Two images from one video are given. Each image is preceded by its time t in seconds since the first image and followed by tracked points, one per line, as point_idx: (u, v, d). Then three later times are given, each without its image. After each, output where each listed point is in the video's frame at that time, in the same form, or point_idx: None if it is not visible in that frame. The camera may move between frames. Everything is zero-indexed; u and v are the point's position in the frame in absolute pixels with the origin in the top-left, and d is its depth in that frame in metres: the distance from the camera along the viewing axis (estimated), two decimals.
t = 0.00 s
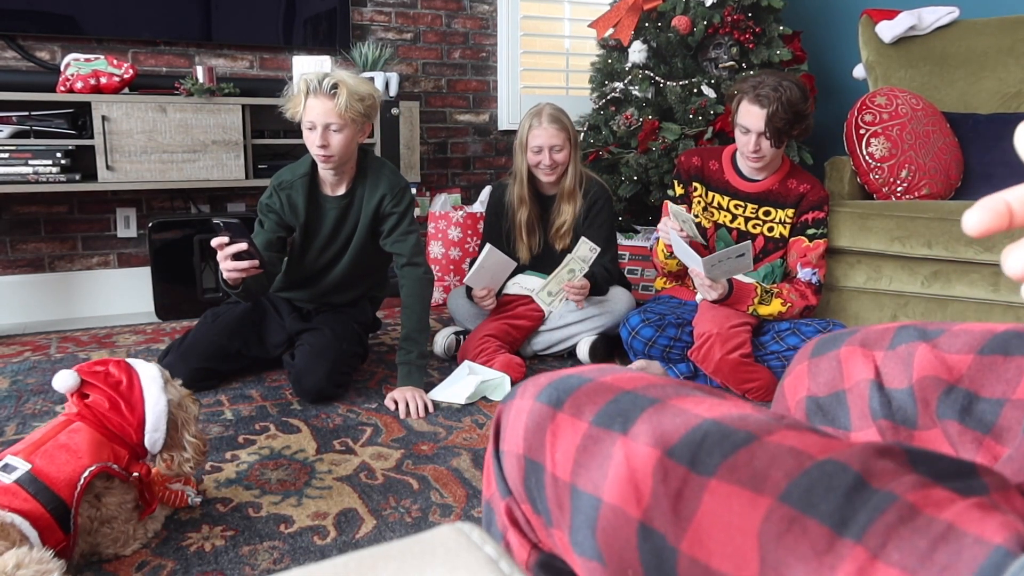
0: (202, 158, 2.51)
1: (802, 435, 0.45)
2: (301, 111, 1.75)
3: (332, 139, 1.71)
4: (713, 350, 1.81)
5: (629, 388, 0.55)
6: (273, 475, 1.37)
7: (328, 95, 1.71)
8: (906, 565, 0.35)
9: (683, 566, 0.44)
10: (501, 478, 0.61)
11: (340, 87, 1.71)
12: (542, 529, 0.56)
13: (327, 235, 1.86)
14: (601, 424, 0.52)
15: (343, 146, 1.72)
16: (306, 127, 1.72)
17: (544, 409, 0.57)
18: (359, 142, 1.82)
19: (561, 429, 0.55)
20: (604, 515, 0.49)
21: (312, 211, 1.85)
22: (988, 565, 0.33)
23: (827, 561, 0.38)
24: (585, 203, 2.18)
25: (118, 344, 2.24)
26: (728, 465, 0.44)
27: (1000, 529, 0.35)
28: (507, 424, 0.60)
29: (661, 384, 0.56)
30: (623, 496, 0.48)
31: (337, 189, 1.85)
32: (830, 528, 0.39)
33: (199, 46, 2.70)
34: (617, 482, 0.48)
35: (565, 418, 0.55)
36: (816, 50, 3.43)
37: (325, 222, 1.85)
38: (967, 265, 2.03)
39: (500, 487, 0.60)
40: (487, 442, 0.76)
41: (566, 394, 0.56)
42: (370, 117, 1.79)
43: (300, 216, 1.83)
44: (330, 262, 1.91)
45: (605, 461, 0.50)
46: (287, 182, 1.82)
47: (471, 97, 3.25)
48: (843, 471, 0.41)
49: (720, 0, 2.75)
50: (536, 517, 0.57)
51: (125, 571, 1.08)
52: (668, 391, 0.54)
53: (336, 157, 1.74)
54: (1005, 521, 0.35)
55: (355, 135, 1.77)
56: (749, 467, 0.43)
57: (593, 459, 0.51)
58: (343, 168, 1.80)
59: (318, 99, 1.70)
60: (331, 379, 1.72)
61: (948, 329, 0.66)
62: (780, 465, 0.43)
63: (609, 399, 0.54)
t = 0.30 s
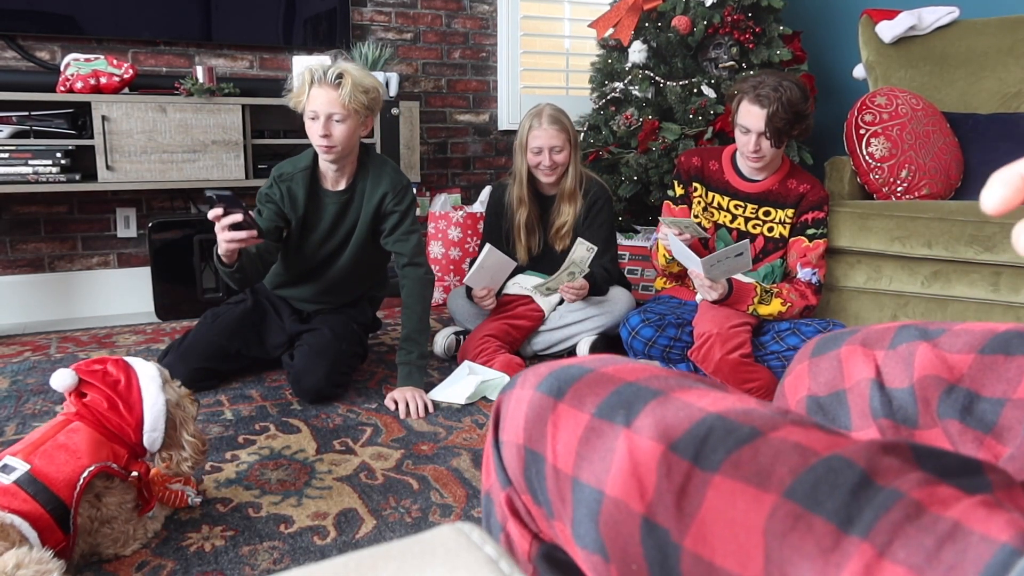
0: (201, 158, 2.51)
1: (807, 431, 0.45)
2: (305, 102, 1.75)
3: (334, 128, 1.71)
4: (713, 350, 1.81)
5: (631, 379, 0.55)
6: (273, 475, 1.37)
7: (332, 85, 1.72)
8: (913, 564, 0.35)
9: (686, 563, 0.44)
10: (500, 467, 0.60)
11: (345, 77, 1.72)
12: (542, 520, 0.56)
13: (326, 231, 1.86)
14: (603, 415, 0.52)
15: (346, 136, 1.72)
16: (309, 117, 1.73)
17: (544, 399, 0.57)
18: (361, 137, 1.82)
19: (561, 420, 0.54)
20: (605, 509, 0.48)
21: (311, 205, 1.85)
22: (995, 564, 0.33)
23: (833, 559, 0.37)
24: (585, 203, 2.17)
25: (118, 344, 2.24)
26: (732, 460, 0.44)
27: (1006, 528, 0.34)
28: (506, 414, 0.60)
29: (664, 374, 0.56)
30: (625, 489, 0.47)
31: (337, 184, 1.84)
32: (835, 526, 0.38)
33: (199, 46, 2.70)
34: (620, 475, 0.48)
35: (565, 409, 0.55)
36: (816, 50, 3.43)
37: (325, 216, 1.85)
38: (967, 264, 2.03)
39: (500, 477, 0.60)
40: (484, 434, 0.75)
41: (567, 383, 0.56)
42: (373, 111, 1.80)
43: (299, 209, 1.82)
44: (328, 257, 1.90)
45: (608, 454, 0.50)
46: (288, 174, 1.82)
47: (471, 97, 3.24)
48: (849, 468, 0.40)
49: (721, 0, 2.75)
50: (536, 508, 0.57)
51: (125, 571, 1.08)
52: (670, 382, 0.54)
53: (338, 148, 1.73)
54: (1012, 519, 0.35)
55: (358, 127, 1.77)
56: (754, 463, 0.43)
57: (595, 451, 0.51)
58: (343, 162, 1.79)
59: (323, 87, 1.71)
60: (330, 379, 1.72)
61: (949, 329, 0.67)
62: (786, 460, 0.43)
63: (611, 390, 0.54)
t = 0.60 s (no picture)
0: (201, 158, 2.51)
1: (796, 442, 0.45)
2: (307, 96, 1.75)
3: (335, 123, 1.71)
4: (713, 350, 1.81)
5: (624, 400, 0.54)
6: (273, 475, 1.37)
7: (335, 79, 1.72)
8: (898, 569, 0.35)
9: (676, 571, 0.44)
10: (496, 490, 0.60)
11: (347, 71, 1.73)
12: (537, 541, 0.56)
13: (325, 229, 1.86)
14: (596, 435, 0.51)
15: (347, 130, 1.72)
16: (311, 111, 1.72)
17: (539, 422, 0.56)
18: (362, 132, 1.82)
19: (556, 441, 0.54)
20: (598, 525, 0.48)
21: (311, 201, 1.85)
22: (982, 567, 0.33)
23: (819, 567, 0.37)
24: (585, 203, 2.17)
25: (118, 344, 2.24)
26: (721, 471, 0.44)
27: (993, 532, 0.34)
28: (503, 438, 0.60)
29: (655, 396, 0.55)
30: (618, 505, 0.47)
31: (338, 181, 1.85)
32: (822, 534, 0.38)
33: (199, 46, 2.70)
34: (611, 492, 0.48)
35: (560, 431, 0.54)
36: (816, 50, 3.43)
37: (325, 213, 1.85)
38: (967, 265, 2.03)
39: (497, 499, 0.59)
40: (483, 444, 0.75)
41: (561, 406, 0.56)
42: (375, 107, 1.80)
43: (298, 206, 1.82)
44: (327, 254, 1.89)
45: (600, 472, 0.49)
46: (288, 170, 1.82)
47: (471, 97, 3.24)
48: (836, 476, 0.40)
49: None
50: (531, 529, 0.56)
51: (125, 571, 1.08)
52: (662, 402, 0.53)
53: (339, 143, 1.73)
54: (999, 524, 0.35)
55: (359, 122, 1.76)
56: (742, 474, 0.43)
57: (588, 469, 0.50)
58: (344, 157, 1.79)
59: (325, 81, 1.71)
60: (329, 379, 1.72)
61: (946, 344, 0.69)
62: (774, 471, 0.42)
63: (605, 410, 0.53)
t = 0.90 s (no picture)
0: (201, 158, 2.51)
1: (798, 440, 0.45)
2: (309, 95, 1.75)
3: (337, 122, 1.71)
4: (713, 350, 1.81)
5: (626, 396, 0.54)
6: (273, 475, 1.37)
7: (337, 78, 1.72)
8: (900, 567, 0.35)
9: (678, 569, 0.44)
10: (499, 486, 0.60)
11: (349, 70, 1.72)
12: (539, 537, 0.56)
13: (325, 229, 1.86)
14: (599, 431, 0.51)
15: (348, 130, 1.72)
16: (312, 110, 1.72)
17: (541, 418, 0.56)
18: (363, 131, 1.82)
19: (558, 437, 0.54)
20: (600, 521, 0.48)
21: (312, 201, 1.85)
22: (983, 567, 0.33)
23: (821, 565, 0.37)
24: (586, 204, 2.17)
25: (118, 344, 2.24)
26: (724, 468, 0.44)
27: (994, 531, 0.34)
28: (505, 433, 0.60)
29: (657, 391, 0.55)
30: (620, 501, 0.47)
31: (338, 181, 1.85)
32: (823, 532, 0.38)
33: (199, 46, 2.70)
34: (613, 489, 0.48)
35: (562, 427, 0.54)
36: (816, 50, 3.43)
37: (325, 213, 1.85)
38: (967, 264, 2.03)
39: (499, 495, 0.60)
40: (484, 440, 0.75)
41: (563, 402, 0.56)
42: (376, 106, 1.80)
43: (299, 206, 1.82)
44: (327, 254, 1.89)
45: (602, 468, 0.49)
46: (289, 169, 1.82)
47: (471, 97, 3.24)
48: (838, 474, 0.40)
49: None
50: (533, 524, 0.57)
51: (125, 571, 1.08)
52: (664, 398, 0.53)
53: (340, 142, 1.73)
54: (999, 523, 0.35)
55: (361, 121, 1.76)
56: (744, 471, 0.43)
57: (590, 465, 0.50)
58: (346, 155, 1.79)
59: (327, 80, 1.71)
60: (329, 379, 1.72)
61: (947, 339, 0.69)
62: (775, 468, 0.42)
63: (607, 406, 0.53)
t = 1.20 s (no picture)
0: (201, 158, 2.51)
1: (798, 440, 0.45)
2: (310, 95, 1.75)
3: (339, 122, 1.71)
4: (713, 350, 1.81)
5: (625, 395, 0.54)
6: (273, 474, 1.37)
7: (338, 78, 1.72)
8: (900, 567, 0.35)
9: (678, 569, 0.44)
10: (496, 485, 0.59)
11: (350, 70, 1.72)
12: (537, 535, 0.56)
13: (326, 229, 1.86)
14: (598, 430, 0.51)
15: (350, 130, 1.72)
16: (314, 110, 1.72)
17: (539, 416, 0.55)
18: (364, 131, 1.82)
19: (556, 436, 0.53)
20: (599, 520, 0.48)
21: (313, 202, 1.85)
22: (984, 567, 0.33)
23: (822, 564, 0.37)
24: (586, 204, 2.17)
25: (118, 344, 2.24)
26: (723, 469, 0.44)
27: (994, 531, 0.34)
28: (502, 431, 0.59)
29: (657, 391, 0.55)
30: (619, 501, 0.47)
31: (338, 181, 1.85)
32: (824, 531, 0.38)
33: (199, 46, 2.70)
34: (612, 488, 0.48)
35: (560, 425, 0.54)
36: (816, 50, 3.43)
37: (326, 213, 1.85)
38: (967, 265, 2.03)
39: (496, 494, 0.59)
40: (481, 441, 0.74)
41: (561, 400, 0.55)
42: (377, 105, 1.80)
43: (301, 205, 1.82)
44: (329, 255, 1.89)
45: (601, 467, 0.49)
46: (291, 169, 1.82)
47: (471, 97, 3.25)
48: (837, 474, 0.40)
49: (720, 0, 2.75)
50: (531, 523, 0.56)
51: (124, 571, 1.08)
52: (664, 397, 0.53)
53: (343, 142, 1.73)
54: (999, 522, 0.35)
55: (362, 121, 1.77)
56: (744, 472, 0.43)
57: (588, 464, 0.50)
58: (347, 155, 1.79)
59: (329, 80, 1.71)
60: (329, 379, 1.72)
61: (945, 343, 0.69)
62: (776, 468, 0.42)
63: (605, 405, 0.53)
